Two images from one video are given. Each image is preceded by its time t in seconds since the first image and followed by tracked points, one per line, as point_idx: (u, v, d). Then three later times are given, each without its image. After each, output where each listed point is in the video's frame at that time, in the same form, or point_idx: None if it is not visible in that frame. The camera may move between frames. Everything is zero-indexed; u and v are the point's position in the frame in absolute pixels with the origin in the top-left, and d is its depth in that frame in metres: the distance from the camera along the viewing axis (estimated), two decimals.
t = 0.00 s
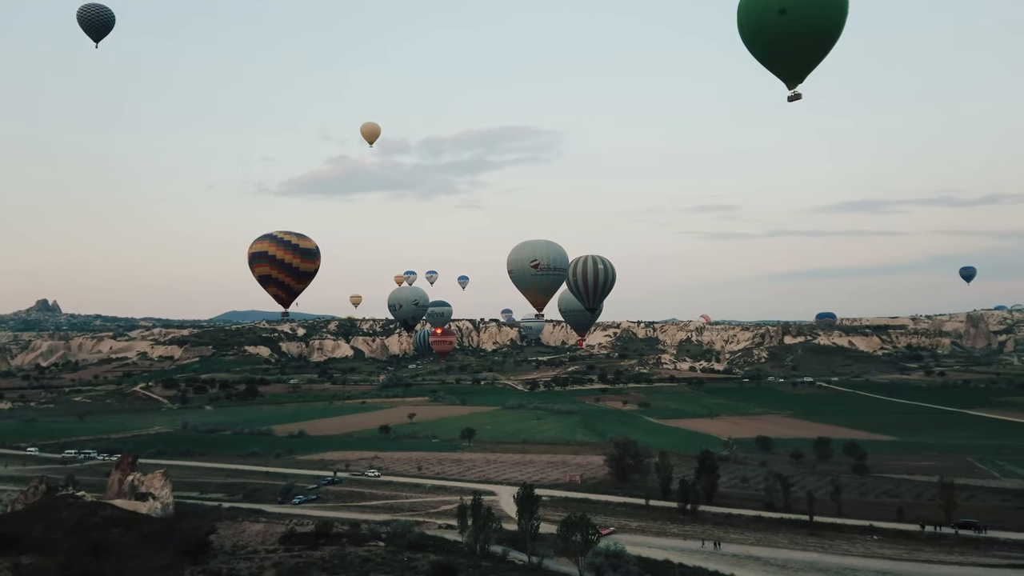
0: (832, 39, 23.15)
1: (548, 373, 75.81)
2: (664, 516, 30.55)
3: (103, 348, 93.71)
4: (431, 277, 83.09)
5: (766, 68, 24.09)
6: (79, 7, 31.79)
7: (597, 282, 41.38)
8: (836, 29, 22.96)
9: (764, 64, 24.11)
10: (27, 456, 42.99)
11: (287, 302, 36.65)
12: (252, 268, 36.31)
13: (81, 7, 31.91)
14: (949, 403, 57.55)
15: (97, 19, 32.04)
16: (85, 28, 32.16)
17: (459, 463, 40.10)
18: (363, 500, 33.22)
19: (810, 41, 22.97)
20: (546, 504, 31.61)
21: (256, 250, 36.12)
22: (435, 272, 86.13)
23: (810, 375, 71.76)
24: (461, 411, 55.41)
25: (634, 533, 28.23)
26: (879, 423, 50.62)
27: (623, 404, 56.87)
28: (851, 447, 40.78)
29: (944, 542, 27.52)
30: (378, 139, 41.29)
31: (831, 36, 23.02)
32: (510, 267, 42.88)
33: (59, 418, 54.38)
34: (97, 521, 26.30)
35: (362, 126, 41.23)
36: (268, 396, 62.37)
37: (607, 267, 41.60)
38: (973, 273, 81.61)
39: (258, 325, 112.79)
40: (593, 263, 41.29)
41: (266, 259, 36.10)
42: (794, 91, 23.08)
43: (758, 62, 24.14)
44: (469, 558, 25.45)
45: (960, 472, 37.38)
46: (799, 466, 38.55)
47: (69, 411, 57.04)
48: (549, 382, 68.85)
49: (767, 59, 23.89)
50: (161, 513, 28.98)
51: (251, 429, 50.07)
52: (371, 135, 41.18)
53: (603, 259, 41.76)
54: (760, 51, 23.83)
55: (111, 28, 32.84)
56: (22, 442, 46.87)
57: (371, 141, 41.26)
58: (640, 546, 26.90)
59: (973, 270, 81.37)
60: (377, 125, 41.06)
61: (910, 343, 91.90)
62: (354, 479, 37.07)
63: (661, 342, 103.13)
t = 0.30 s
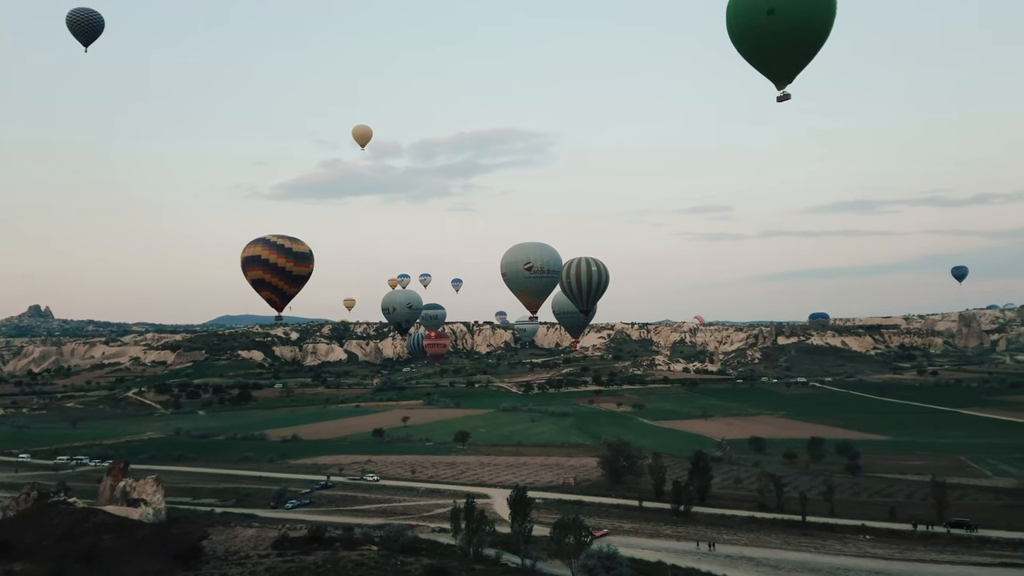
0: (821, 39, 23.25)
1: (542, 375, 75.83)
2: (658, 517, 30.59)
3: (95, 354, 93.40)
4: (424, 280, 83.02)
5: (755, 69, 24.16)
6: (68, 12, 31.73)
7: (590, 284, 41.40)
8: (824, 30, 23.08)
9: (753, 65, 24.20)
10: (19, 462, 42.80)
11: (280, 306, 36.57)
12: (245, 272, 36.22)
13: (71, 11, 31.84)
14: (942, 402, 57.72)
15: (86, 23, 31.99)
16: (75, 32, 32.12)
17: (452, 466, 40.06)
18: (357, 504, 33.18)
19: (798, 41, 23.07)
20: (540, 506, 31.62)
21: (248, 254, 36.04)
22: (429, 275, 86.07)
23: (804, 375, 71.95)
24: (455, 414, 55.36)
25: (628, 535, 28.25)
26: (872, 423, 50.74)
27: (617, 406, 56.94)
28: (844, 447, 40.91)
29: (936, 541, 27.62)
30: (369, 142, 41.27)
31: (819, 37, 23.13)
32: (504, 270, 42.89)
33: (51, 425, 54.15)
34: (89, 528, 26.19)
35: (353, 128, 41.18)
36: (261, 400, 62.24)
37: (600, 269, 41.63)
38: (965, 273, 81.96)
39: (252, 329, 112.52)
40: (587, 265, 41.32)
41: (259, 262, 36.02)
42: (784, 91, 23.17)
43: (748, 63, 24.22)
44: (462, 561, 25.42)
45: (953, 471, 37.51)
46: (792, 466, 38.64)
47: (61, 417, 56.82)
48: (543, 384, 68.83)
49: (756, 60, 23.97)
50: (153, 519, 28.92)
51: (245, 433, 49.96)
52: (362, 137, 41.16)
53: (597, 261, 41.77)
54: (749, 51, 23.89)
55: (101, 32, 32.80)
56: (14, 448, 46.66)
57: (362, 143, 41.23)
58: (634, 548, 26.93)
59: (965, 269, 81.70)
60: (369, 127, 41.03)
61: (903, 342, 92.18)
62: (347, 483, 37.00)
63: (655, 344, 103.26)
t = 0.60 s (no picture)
0: (811, 40, 23.37)
1: (536, 377, 75.85)
2: (651, 519, 30.60)
3: (88, 358, 93.08)
4: (419, 282, 82.97)
5: (746, 70, 24.25)
6: (59, 14, 31.68)
7: (584, 286, 41.41)
8: (814, 31, 23.19)
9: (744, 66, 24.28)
10: (11, 467, 42.63)
11: (274, 309, 36.51)
12: (239, 275, 36.16)
13: (61, 14, 31.78)
14: (935, 402, 57.89)
15: (77, 25, 31.94)
16: (66, 35, 32.04)
17: (447, 469, 40.02)
18: (351, 507, 33.14)
19: (788, 42, 23.16)
20: (533, 508, 31.63)
21: (242, 257, 35.98)
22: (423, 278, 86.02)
23: (797, 376, 72.15)
24: (450, 416, 55.33)
25: (622, 536, 28.27)
26: (865, 423, 50.87)
27: (612, 407, 57.00)
28: (837, 447, 41.03)
29: (928, 541, 27.71)
30: (362, 144, 41.26)
31: (809, 37, 23.23)
32: (498, 272, 42.97)
33: (44, 429, 53.93)
34: (81, 532, 26.09)
35: (346, 130, 41.17)
36: (255, 403, 62.11)
37: (594, 271, 41.64)
38: (957, 273, 82.31)
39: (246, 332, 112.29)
40: (581, 267, 41.33)
41: (253, 265, 35.97)
42: (775, 92, 23.27)
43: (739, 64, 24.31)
44: (456, 564, 25.39)
45: (945, 471, 37.64)
46: (785, 467, 38.73)
47: (54, 421, 56.60)
48: (538, 386, 68.80)
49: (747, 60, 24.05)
50: (145, 523, 28.81)
51: (239, 437, 49.85)
52: (355, 139, 41.16)
53: (591, 263, 41.78)
54: (740, 52, 23.98)
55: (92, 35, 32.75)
56: (6, 453, 46.46)
57: (355, 145, 41.23)
58: (627, 549, 26.94)
59: (957, 270, 82.05)
60: (361, 129, 41.02)
61: (896, 343, 92.49)
62: (341, 486, 36.93)
63: (649, 345, 103.39)
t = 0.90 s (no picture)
0: (802, 40, 23.44)
1: (531, 378, 75.86)
2: (645, 520, 30.64)
3: (82, 361, 92.75)
4: (413, 284, 82.92)
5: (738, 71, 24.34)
6: (50, 16, 31.61)
7: (578, 288, 41.46)
8: (805, 32, 23.27)
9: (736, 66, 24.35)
10: (3, 471, 42.45)
11: (268, 311, 36.46)
12: (232, 277, 36.11)
13: (52, 16, 31.71)
14: (928, 403, 58.08)
15: (69, 27, 31.88)
16: (57, 36, 31.96)
17: (440, 471, 39.98)
18: (344, 510, 33.08)
19: (779, 42, 23.22)
20: (526, 510, 31.66)
21: (236, 259, 35.95)
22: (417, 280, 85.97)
23: (791, 377, 72.34)
24: (444, 418, 55.29)
25: (615, 538, 28.30)
26: (858, 424, 51.03)
27: (606, 409, 57.06)
28: (830, 448, 41.16)
29: (921, 541, 27.80)
30: (355, 145, 41.26)
31: (801, 38, 23.30)
32: (493, 274, 42.98)
33: (36, 432, 53.73)
34: (73, 536, 25.94)
35: (339, 132, 41.15)
36: (249, 406, 62.00)
37: (588, 272, 41.68)
38: (950, 274, 82.64)
39: (241, 335, 112.05)
40: (575, 269, 41.37)
41: (247, 267, 35.93)
42: (766, 92, 23.35)
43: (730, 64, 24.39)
44: (449, 566, 25.33)
45: (938, 471, 37.78)
46: (779, 467, 38.82)
47: (46, 424, 56.38)
48: (532, 387, 68.80)
49: (739, 61, 24.13)
50: (138, 526, 28.64)
51: (233, 439, 49.76)
52: (348, 141, 41.15)
53: (585, 265, 41.84)
54: (732, 53, 24.05)
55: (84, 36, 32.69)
56: None
57: (348, 147, 41.22)
58: (620, 550, 26.98)
59: (950, 270, 82.38)
60: (355, 131, 41.00)
61: (890, 343, 92.78)
62: (334, 489, 36.87)
63: (644, 346, 103.51)
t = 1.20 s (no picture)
0: (793, 41, 23.50)
1: (524, 379, 75.89)
2: (635, 521, 30.69)
3: (72, 361, 92.33)
4: (406, 284, 82.82)
5: (729, 71, 24.39)
6: (41, 14, 31.46)
7: (571, 289, 41.49)
8: (795, 33, 23.33)
9: (726, 67, 24.41)
10: None
11: (261, 311, 36.36)
12: (224, 277, 36.00)
13: (43, 14, 31.57)
14: (918, 404, 58.37)
15: (59, 25, 31.74)
16: (47, 35, 31.83)
17: (432, 472, 39.95)
18: (335, 510, 33.02)
19: (769, 43, 23.29)
20: (517, 511, 31.68)
21: (228, 259, 35.85)
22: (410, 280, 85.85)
23: (783, 378, 72.57)
24: (436, 419, 55.24)
25: (606, 538, 28.33)
26: (849, 425, 51.18)
27: (598, 409, 57.14)
28: (821, 449, 41.32)
29: (910, 542, 27.91)
30: (348, 145, 41.22)
31: (791, 39, 23.37)
32: (485, 275, 42.95)
33: (26, 432, 53.45)
34: (61, 537, 25.66)
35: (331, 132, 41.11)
36: (241, 406, 61.79)
37: (581, 273, 41.73)
38: (941, 276, 83.07)
39: (233, 335, 111.71)
40: (568, 270, 41.41)
41: (239, 267, 35.83)
42: (757, 93, 23.40)
43: (721, 65, 24.44)
44: (438, 567, 25.29)
45: (927, 472, 37.96)
46: (769, 468, 38.94)
47: (36, 424, 56.07)
48: (524, 388, 68.77)
49: (730, 62, 24.19)
50: (127, 527, 28.51)
51: (224, 440, 49.63)
52: (340, 141, 41.11)
53: (578, 265, 41.89)
54: (723, 54, 24.12)
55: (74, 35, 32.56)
56: None
57: (341, 147, 41.18)
58: (610, 551, 27.01)
59: (941, 272, 82.81)
60: (347, 130, 40.96)
61: (881, 345, 93.20)
62: (325, 489, 36.81)
63: (636, 347, 103.71)
